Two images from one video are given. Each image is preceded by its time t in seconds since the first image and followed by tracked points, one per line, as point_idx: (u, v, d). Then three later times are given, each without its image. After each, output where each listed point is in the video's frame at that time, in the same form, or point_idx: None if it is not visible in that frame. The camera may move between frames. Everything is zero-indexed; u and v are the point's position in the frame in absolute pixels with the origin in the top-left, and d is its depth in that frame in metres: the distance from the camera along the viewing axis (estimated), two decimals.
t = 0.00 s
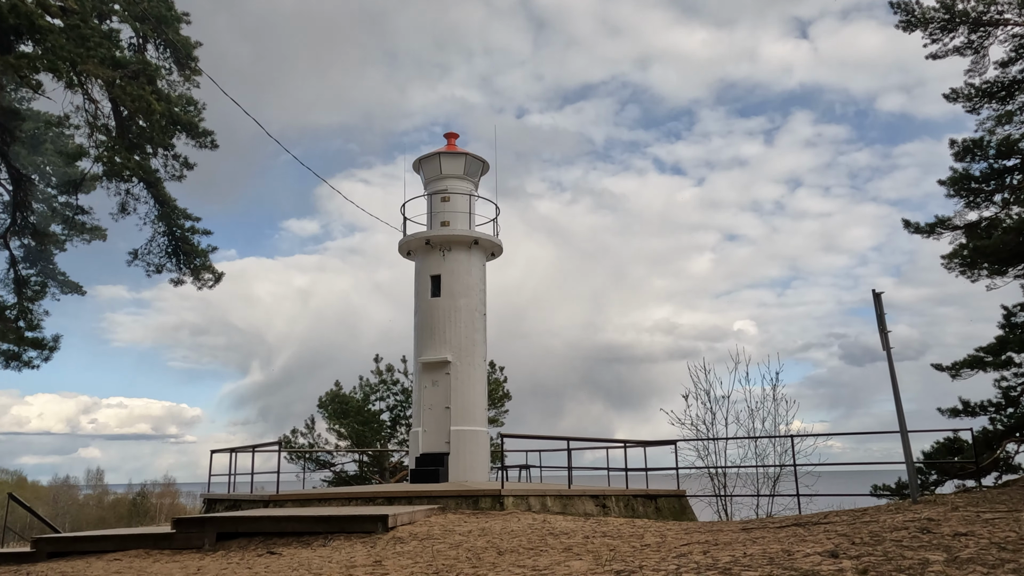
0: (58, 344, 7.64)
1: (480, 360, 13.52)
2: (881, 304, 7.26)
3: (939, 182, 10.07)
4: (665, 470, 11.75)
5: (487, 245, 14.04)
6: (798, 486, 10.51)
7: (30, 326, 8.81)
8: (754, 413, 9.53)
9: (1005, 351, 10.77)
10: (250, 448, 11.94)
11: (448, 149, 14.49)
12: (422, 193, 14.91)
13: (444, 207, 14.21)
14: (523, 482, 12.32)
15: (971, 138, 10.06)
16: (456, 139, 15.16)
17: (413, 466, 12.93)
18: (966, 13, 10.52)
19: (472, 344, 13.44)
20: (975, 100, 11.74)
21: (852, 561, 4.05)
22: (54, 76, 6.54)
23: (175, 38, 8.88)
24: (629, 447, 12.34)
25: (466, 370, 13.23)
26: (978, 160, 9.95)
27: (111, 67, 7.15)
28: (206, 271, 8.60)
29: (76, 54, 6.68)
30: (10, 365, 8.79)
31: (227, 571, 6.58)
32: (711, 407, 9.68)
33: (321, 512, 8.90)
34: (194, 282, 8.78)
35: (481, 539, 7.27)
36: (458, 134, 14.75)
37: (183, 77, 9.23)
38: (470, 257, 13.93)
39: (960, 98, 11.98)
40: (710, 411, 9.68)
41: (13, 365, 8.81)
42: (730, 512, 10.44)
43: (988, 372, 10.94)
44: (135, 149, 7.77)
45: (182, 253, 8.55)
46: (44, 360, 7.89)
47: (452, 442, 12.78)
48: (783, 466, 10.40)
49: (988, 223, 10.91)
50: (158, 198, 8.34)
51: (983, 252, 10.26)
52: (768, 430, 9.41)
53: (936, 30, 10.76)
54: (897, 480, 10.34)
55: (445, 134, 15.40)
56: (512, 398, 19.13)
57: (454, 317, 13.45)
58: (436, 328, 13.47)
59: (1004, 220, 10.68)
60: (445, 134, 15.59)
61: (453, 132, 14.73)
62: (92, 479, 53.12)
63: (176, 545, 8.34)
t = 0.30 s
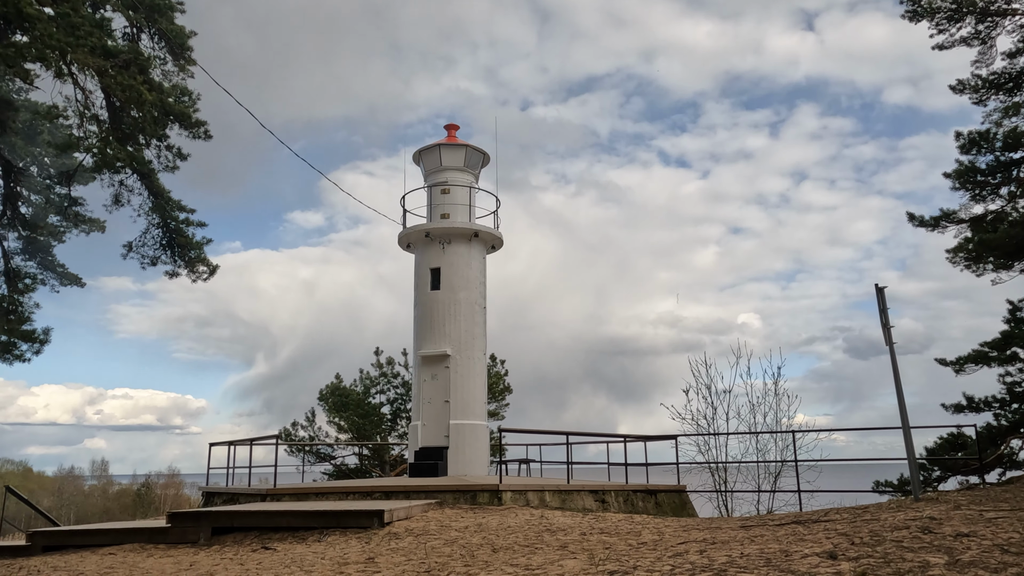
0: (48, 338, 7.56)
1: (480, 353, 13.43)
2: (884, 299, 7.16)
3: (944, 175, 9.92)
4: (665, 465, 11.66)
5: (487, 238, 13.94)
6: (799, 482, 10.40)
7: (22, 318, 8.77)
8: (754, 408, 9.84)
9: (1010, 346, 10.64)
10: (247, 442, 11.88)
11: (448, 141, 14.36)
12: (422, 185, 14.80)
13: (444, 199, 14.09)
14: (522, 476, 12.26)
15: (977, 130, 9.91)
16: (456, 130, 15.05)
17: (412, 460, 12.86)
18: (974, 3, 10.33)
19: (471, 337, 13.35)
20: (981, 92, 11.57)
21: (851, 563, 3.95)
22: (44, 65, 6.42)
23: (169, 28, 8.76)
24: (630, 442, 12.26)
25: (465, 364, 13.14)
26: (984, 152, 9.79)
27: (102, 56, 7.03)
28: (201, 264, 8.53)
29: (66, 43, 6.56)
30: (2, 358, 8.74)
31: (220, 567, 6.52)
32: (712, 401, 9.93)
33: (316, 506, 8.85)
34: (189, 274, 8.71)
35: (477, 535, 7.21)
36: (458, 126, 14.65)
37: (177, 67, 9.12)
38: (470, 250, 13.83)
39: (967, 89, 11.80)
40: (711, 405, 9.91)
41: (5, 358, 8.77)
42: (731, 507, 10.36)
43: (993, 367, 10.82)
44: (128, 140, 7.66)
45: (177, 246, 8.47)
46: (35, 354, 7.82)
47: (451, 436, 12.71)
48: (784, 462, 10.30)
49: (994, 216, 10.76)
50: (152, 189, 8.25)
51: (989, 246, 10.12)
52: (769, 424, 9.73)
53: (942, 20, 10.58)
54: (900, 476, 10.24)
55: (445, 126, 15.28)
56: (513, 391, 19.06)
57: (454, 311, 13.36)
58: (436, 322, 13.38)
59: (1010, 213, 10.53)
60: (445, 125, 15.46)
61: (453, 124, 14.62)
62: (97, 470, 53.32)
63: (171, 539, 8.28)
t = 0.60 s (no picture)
0: (40, 328, 7.51)
1: (478, 344, 13.34)
2: (886, 289, 7.05)
3: (948, 164, 9.78)
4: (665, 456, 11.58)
5: (486, 228, 13.82)
6: (799, 474, 10.33)
7: (14, 308, 8.73)
8: (754, 399, 9.26)
9: (1014, 337, 10.52)
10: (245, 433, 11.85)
11: (447, 131, 14.24)
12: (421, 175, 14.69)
13: (442, 189, 13.98)
14: (521, 467, 12.19)
15: (981, 118, 9.76)
16: (456, 120, 14.91)
17: (410, 451, 12.79)
18: None
19: (470, 328, 13.27)
20: (986, 80, 11.41)
21: (848, 556, 3.86)
22: (30, 51, 6.29)
23: (162, 14, 8.64)
24: (629, 433, 12.19)
25: (464, 355, 13.07)
26: (989, 140, 9.65)
27: (91, 42, 6.91)
28: (195, 253, 8.43)
29: (53, 28, 6.43)
30: None
31: (212, 558, 6.46)
32: (712, 392, 9.36)
33: (312, 497, 8.81)
34: (184, 264, 8.63)
35: (473, 526, 7.14)
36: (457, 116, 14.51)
37: (170, 54, 9.01)
38: (469, 240, 13.73)
39: (971, 77, 11.64)
40: (711, 396, 9.34)
41: None
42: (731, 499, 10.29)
43: (996, 358, 10.71)
44: (119, 128, 7.56)
45: (170, 235, 8.39)
46: (28, 343, 7.78)
47: (449, 428, 12.65)
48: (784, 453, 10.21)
49: (998, 206, 10.62)
50: (144, 178, 8.16)
51: (993, 236, 9.98)
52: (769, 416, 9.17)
53: (947, 7, 10.41)
54: (901, 468, 10.14)
55: (445, 115, 15.15)
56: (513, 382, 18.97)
57: (452, 301, 13.27)
58: (435, 313, 13.29)
59: (1014, 202, 10.39)
60: (444, 115, 15.34)
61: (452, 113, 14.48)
62: (101, 462, 53.45)
63: (166, 530, 8.24)
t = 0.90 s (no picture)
0: (30, 317, 7.42)
1: (478, 335, 13.24)
2: (890, 278, 6.91)
3: (954, 152, 9.61)
4: (666, 449, 11.46)
5: (486, 218, 13.69)
6: (802, 466, 10.23)
7: (8, 298, 8.67)
8: (757, 391, 9.15)
9: (1020, 329, 10.36)
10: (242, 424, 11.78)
11: (446, 120, 14.09)
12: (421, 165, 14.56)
13: (442, 179, 13.84)
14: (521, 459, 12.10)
15: (989, 105, 9.58)
16: (456, 109, 14.76)
17: (409, 442, 12.70)
18: None
19: (470, 319, 13.16)
20: (994, 67, 11.21)
21: (849, 550, 3.74)
22: (16, 34, 6.18)
23: None
24: (630, 425, 12.08)
25: (463, 346, 12.97)
26: (996, 128, 9.47)
27: (80, 26, 6.80)
28: (188, 242, 8.35)
29: (40, 11, 6.32)
30: None
31: (203, 549, 6.37)
32: (714, 383, 9.25)
33: (308, 489, 8.74)
34: (178, 254, 8.54)
35: (469, 519, 7.05)
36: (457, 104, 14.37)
37: (164, 40, 8.89)
38: (469, 230, 13.60)
39: (978, 65, 11.44)
40: (712, 388, 9.24)
41: None
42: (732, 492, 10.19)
43: (1002, 350, 10.55)
44: (110, 114, 7.46)
45: (164, 224, 8.30)
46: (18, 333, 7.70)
47: (449, 419, 12.56)
48: (786, 446, 10.10)
49: (1005, 195, 10.45)
50: (137, 165, 8.06)
51: (999, 226, 9.81)
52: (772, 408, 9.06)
53: None
54: (904, 461, 10.02)
55: (444, 104, 15.00)
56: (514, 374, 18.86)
57: (452, 292, 13.16)
58: (434, 303, 13.18)
59: (1022, 192, 10.21)
60: (444, 104, 15.19)
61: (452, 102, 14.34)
62: (106, 453, 53.62)
63: (161, 522, 8.17)
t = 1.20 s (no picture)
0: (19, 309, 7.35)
1: (478, 328, 13.14)
2: (893, 271, 6.78)
3: (960, 143, 9.45)
4: (667, 442, 11.37)
5: (486, 210, 13.56)
6: (803, 461, 10.16)
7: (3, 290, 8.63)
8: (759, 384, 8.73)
9: None
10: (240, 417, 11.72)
11: (446, 110, 13.94)
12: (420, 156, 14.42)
13: (441, 170, 13.70)
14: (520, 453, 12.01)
15: (995, 95, 9.41)
16: (455, 99, 14.60)
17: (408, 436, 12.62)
18: None
19: (469, 312, 13.05)
20: (1000, 56, 11.03)
21: (849, 553, 3.65)
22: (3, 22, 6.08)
23: None
24: (630, 419, 11.98)
25: (463, 339, 12.87)
26: (1003, 117, 9.31)
27: (68, 14, 6.69)
28: (182, 234, 8.26)
29: None
30: None
31: (196, 546, 6.29)
32: (715, 376, 8.86)
33: (304, 484, 8.67)
34: (172, 246, 8.46)
35: (465, 514, 6.97)
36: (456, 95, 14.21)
37: (157, 29, 8.76)
38: (468, 222, 13.47)
39: (985, 54, 11.26)
40: (713, 380, 8.85)
41: None
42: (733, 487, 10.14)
43: (1006, 343, 10.43)
44: (101, 104, 7.36)
45: (157, 216, 8.21)
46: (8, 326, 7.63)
47: (448, 413, 12.48)
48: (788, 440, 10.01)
49: (1011, 186, 10.29)
50: (129, 157, 7.96)
51: (1005, 217, 9.67)
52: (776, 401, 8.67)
53: None
54: (907, 455, 9.92)
55: (444, 95, 14.85)
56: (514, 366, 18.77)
57: (451, 285, 13.05)
58: (433, 296, 13.07)
59: None
60: (444, 94, 15.04)
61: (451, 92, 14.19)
62: (110, 443, 53.80)
63: (156, 517, 8.12)
